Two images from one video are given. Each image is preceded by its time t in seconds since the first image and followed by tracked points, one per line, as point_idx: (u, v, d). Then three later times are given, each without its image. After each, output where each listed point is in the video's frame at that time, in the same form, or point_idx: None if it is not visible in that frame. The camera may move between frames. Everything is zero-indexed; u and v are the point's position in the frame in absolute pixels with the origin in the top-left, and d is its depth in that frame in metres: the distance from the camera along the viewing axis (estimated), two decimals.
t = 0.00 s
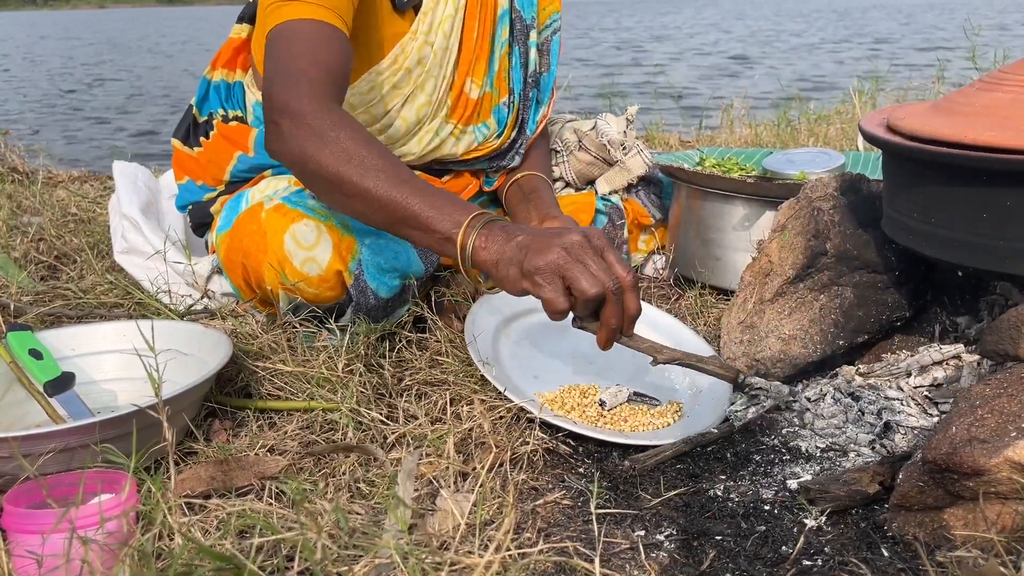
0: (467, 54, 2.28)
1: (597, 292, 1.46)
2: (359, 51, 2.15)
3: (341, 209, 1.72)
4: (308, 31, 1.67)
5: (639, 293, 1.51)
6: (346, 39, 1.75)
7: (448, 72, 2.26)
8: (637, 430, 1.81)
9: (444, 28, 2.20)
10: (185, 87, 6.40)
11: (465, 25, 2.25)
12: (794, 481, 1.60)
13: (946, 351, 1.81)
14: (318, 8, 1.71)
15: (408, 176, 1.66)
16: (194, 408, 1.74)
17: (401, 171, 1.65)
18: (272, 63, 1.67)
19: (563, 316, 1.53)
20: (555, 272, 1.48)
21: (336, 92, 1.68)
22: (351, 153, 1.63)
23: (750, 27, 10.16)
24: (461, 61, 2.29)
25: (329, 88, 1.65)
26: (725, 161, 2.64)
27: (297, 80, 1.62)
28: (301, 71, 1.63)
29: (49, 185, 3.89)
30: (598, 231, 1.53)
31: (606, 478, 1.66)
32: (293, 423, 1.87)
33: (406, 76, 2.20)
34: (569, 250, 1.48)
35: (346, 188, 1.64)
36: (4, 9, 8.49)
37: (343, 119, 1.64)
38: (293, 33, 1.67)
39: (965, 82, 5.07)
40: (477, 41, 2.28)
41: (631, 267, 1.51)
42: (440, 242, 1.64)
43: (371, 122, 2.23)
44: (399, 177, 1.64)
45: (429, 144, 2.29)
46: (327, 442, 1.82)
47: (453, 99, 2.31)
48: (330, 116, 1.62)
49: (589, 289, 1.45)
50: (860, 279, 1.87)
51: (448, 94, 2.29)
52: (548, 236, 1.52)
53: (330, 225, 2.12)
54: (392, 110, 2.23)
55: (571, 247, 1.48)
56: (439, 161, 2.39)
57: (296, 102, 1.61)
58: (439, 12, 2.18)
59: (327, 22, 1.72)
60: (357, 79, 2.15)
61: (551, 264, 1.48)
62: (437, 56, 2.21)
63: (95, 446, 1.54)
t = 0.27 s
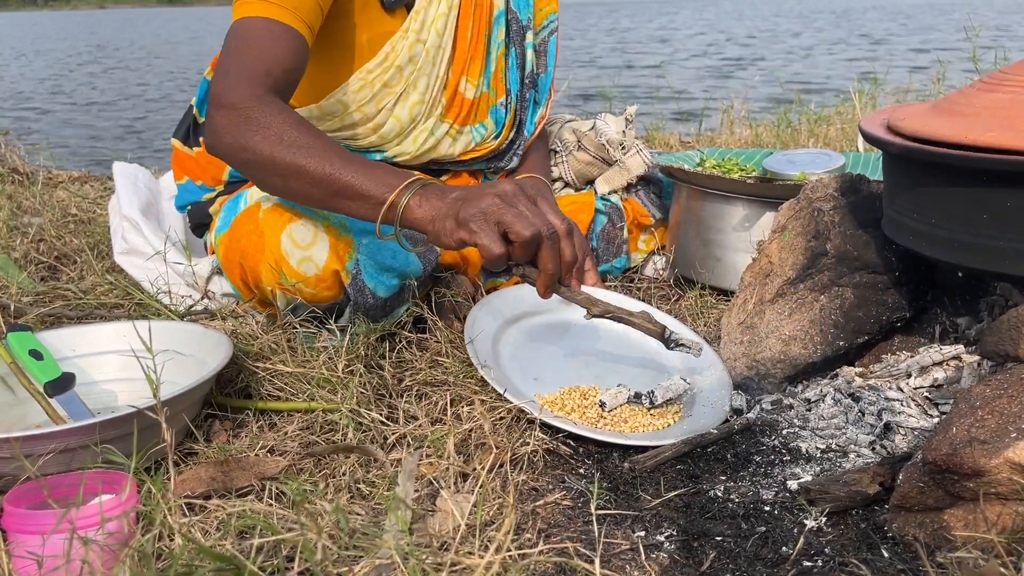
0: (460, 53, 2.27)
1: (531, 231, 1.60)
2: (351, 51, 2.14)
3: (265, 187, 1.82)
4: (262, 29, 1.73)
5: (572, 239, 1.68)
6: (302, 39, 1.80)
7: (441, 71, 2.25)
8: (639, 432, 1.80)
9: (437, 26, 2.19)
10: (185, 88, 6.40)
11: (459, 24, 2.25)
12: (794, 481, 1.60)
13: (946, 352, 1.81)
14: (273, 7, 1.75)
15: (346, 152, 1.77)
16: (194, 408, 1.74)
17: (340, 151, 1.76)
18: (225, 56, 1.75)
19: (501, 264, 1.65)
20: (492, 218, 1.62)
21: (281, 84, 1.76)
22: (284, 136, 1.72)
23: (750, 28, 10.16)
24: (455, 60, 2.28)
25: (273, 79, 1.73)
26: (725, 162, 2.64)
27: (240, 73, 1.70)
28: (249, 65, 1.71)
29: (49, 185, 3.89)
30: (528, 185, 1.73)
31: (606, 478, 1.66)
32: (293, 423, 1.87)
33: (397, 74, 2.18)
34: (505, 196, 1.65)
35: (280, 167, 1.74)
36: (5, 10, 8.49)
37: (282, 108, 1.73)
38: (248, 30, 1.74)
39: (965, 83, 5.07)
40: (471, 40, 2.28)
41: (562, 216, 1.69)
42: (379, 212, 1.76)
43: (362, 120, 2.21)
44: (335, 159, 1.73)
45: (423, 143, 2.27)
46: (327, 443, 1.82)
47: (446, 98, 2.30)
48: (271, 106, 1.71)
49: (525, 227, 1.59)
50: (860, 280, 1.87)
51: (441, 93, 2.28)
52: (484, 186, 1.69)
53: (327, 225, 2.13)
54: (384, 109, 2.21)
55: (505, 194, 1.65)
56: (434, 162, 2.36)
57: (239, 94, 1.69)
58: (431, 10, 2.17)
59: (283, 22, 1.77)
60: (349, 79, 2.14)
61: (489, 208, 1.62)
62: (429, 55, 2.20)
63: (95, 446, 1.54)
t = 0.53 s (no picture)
0: (453, 44, 2.26)
1: (530, 264, 1.58)
2: (341, 44, 2.14)
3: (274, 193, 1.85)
4: (269, 30, 1.75)
5: (571, 275, 1.65)
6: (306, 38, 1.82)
7: (434, 61, 2.24)
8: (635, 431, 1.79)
9: (428, 17, 2.18)
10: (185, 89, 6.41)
11: (450, 15, 2.24)
12: (794, 482, 1.60)
13: (946, 353, 1.81)
14: (277, 6, 1.77)
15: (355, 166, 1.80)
16: (195, 408, 1.74)
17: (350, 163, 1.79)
18: (231, 57, 1.77)
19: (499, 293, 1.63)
20: (491, 246, 1.60)
21: (290, 89, 1.78)
22: (297, 145, 1.74)
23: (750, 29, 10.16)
24: (447, 51, 2.27)
25: (282, 84, 1.76)
26: (725, 163, 2.64)
27: (251, 76, 1.72)
28: (258, 69, 1.73)
29: (50, 186, 3.90)
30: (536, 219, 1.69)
31: (606, 479, 1.66)
32: (293, 424, 1.87)
33: (390, 64, 2.17)
34: (508, 228, 1.62)
35: (292, 177, 1.77)
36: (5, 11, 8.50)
37: (293, 113, 1.75)
38: (256, 32, 1.75)
39: (965, 83, 5.07)
40: (463, 31, 2.27)
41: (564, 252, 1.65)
42: (385, 228, 1.78)
43: (358, 113, 2.19)
44: (347, 172, 1.77)
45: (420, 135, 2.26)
46: (327, 444, 1.82)
47: (441, 89, 2.29)
48: (284, 113, 1.73)
49: (523, 260, 1.57)
50: (860, 281, 1.87)
51: (435, 84, 2.27)
52: (487, 216, 1.66)
53: (332, 229, 2.13)
54: (379, 100, 2.20)
55: (509, 225, 1.62)
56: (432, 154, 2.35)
57: (251, 97, 1.71)
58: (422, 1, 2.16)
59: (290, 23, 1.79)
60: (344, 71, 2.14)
61: (489, 238, 1.60)
62: (422, 45, 2.19)
63: (95, 447, 1.54)
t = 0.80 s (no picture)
0: (440, 32, 2.33)
1: (423, 194, 1.80)
2: (331, 33, 2.20)
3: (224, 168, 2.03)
4: (234, 27, 1.94)
5: (474, 205, 1.84)
6: (265, 32, 2.00)
7: (421, 49, 2.31)
8: (632, 382, 1.86)
9: (414, 7, 2.25)
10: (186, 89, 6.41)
11: (438, 6, 2.31)
12: (794, 483, 1.60)
13: (946, 354, 1.80)
14: (242, 4, 1.96)
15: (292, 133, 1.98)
16: (195, 409, 1.74)
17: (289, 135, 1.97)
18: (196, 48, 1.95)
19: (401, 223, 1.86)
20: (392, 178, 1.83)
21: (240, 77, 1.95)
22: (234, 122, 1.91)
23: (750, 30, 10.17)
24: (435, 39, 2.34)
25: (232, 72, 1.93)
26: (725, 164, 2.64)
27: (204, 66, 1.90)
28: (210, 57, 1.91)
29: (50, 186, 3.89)
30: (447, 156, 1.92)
31: (606, 480, 1.66)
32: (293, 424, 1.87)
33: (376, 51, 2.24)
34: (408, 166, 1.84)
35: (235, 149, 1.94)
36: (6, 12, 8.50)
37: (239, 98, 1.93)
38: (218, 27, 1.93)
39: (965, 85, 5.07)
40: (451, 20, 2.34)
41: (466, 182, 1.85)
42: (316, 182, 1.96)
43: (347, 100, 2.27)
44: (279, 142, 1.94)
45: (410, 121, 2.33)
46: (327, 444, 1.82)
47: (429, 77, 2.36)
48: (223, 95, 1.90)
49: (414, 192, 1.79)
50: (860, 282, 1.86)
51: (423, 71, 2.34)
52: (403, 152, 1.88)
53: (322, 224, 2.15)
54: (367, 87, 2.28)
55: (406, 162, 1.85)
56: (422, 142, 2.41)
57: (198, 83, 1.89)
58: None
59: (252, 19, 1.97)
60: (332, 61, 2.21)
61: (388, 172, 1.83)
62: (407, 33, 2.26)
63: (96, 447, 1.54)
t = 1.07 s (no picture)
0: (424, 21, 2.32)
1: (429, 182, 1.83)
2: (316, 26, 2.20)
3: (248, 169, 2.05)
4: (240, 32, 1.96)
5: (478, 194, 1.87)
6: (266, 34, 2.02)
7: (406, 37, 2.30)
8: (624, 339, 1.91)
9: None
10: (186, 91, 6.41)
11: None
12: (794, 484, 1.60)
13: (946, 354, 1.80)
14: (240, 8, 1.97)
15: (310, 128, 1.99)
16: (195, 410, 1.74)
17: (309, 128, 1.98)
18: (201, 56, 1.96)
19: (408, 209, 1.88)
20: (398, 166, 1.85)
21: (249, 79, 1.97)
22: (251, 123, 1.93)
23: (751, 31, 10.17)
24: (418, 28, 2.33)
25: (241, 75, 1.95)
26: (725, 165, 2.63)
27: (215, 72, 1.93)
28: (219, 63, 1.94)
29: (50, 187, 3.90)
30: (454, 145, 1.94)
31: (606, 481, 1.66)
32: (293, 426, 1.87)
33: (361, 40, 2.24)
34: (415, 155, 1.86)
35: (255, 150, 1.96)
36: (7, 13, 8.51)
37: (252, 99, 1.95)
38: (223, 33, 1.96)
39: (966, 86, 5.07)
40: (434, 9, 2.33)
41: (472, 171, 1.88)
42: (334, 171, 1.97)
43: (335, 89, 2.26)
44: (299, 136, 1.95)
45: (401, 104, 2.31)
46: (328, 445, 1.82)
47: (415, 64, 2.35)
48: (237, 98, 1.92)
49: (419, 179, 1.82)
50: (860, 283, 1.86)
51: (408, 58, 2.33)
52: (409, 142, 1.90)
53: (317, 217, 2.14)
54: (354, 75, 2.27)
55: (414, 151, 1.87)
56: (414, 129, 2.39)
57: (210, 89, 1.92)
58: None
59: (252, 22, 1.99)
60: (319, 51, 2.21)
61: (395, 160, 1.86)
62: (391, 21, 2.26)
63: (95, 448, 1.54)
